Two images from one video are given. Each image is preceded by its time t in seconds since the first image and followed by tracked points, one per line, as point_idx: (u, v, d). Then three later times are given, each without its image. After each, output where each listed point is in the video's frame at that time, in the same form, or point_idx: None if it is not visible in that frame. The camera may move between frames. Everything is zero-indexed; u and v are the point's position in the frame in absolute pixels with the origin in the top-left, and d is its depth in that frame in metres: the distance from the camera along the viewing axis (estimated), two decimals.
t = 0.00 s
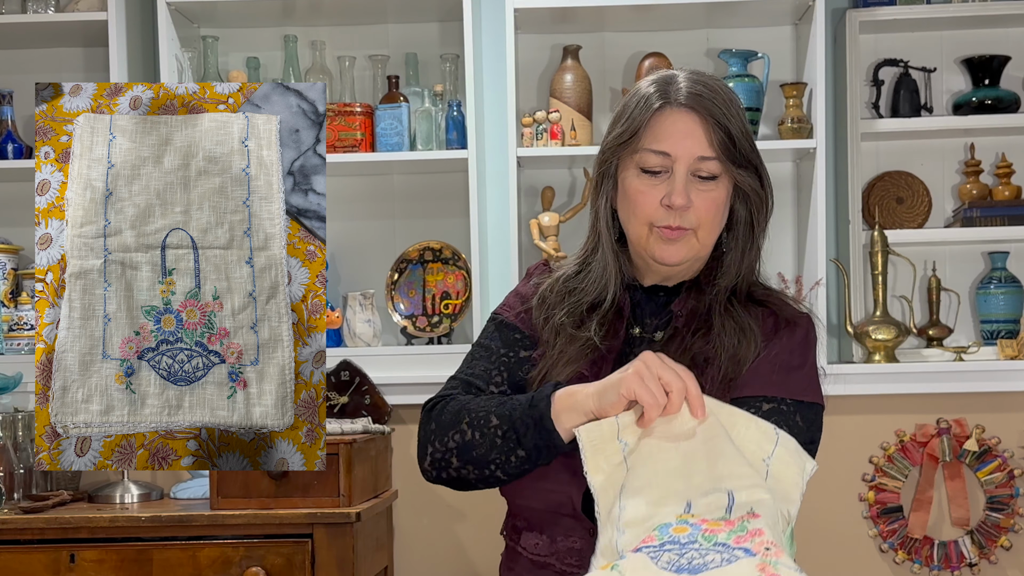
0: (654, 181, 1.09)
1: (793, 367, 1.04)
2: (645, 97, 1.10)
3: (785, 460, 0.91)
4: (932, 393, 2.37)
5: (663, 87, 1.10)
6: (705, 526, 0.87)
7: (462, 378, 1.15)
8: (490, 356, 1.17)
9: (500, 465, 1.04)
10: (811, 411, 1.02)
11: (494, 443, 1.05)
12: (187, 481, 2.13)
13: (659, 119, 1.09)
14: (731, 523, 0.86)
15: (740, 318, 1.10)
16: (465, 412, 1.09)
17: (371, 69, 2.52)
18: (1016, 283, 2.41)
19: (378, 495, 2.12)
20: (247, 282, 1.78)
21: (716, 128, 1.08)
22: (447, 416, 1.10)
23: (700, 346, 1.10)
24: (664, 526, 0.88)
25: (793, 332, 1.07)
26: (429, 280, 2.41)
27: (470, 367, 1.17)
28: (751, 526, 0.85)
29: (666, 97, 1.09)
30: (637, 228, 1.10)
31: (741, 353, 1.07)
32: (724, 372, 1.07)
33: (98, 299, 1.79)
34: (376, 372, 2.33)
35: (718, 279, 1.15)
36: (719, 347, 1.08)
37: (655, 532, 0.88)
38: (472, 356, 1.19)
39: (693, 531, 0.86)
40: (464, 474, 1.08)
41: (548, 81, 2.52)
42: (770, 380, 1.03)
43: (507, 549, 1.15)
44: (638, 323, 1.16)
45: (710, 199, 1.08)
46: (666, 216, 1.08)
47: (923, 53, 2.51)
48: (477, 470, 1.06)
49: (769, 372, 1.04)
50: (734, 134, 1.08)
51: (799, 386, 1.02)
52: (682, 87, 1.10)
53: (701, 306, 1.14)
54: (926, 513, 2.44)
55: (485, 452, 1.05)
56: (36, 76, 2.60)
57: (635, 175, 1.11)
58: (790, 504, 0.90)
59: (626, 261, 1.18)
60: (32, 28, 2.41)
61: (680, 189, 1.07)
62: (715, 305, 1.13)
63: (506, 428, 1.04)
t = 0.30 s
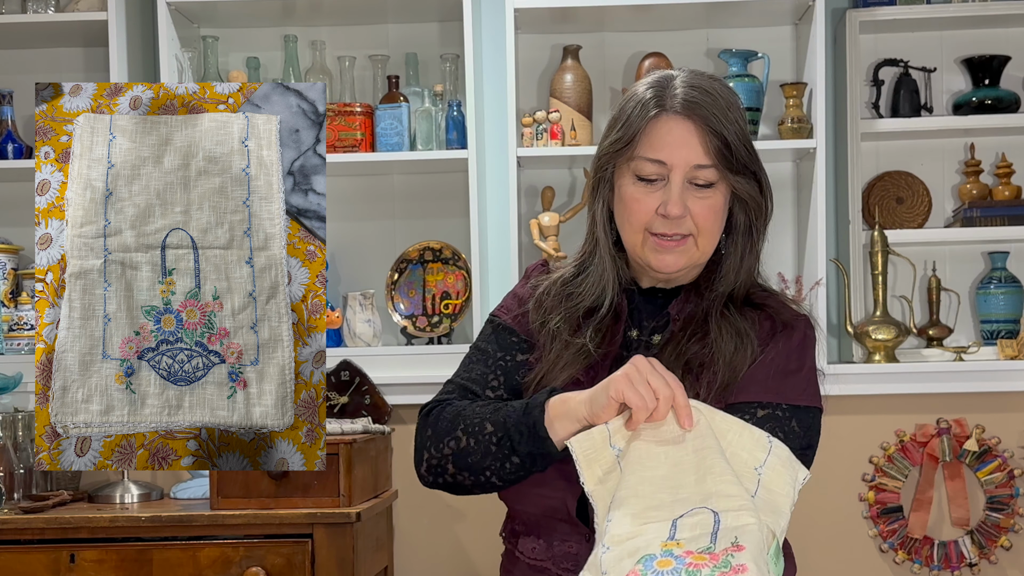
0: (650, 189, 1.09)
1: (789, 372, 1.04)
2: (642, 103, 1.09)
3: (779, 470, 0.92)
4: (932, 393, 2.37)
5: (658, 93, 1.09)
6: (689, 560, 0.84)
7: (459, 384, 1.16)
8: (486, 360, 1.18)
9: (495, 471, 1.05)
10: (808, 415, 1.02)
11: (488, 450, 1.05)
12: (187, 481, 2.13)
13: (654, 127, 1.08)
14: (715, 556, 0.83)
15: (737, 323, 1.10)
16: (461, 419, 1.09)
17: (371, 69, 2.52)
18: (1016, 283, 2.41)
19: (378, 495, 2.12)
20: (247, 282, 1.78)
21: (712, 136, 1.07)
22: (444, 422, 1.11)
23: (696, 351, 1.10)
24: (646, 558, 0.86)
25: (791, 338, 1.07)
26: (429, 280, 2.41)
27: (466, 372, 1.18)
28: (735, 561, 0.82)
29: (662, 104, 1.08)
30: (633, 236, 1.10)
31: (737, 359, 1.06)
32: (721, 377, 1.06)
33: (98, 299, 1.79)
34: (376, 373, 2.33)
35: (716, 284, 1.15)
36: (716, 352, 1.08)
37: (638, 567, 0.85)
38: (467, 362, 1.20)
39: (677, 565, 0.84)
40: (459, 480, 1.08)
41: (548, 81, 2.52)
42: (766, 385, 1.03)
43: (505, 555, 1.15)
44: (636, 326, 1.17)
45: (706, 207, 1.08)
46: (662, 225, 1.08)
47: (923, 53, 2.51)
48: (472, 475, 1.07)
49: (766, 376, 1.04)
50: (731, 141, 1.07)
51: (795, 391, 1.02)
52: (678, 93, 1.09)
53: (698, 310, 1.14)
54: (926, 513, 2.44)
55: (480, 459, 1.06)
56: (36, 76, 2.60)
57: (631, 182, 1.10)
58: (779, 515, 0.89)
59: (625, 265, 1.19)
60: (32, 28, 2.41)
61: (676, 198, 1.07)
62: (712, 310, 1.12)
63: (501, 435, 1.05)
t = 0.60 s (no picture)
0: (647, 195, 1.09)
1: (785, 373, 1.04)
2: (638, 109, 1.09)
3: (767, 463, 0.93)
4: (932, 393, 2.37)
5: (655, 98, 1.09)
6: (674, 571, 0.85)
7: (456, 387, 1.17)
8: (483, 364, 1.19)
9: (490, 473, 1.04)
10: (804, 416, 1.02)
11: (482, 452, 1.05)
12: (187, 481, 2.13)
13: (651, 133, 1.08)
14: (699, 566, 0.85)
15: (733, 324, 1.10)
16: (456, 422, 1.09)
17: (371, 69, 2.52)
18: (1016, 283, 2.41)
19: (378, 495, 2.12)
20: (247, 282, 1.78)
21: (708, 142, 1.07)
22: (440, 426, 1.11)
23: (691, 353, 1.11)
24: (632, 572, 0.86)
25: (787, 340, 1.07)
26: (429, 280, 2.41)
27: (463, 375, 1.18)
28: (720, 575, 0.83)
29: (658, 110, 1.08)
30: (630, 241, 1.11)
31: (734, 361, 1.06)
32: (717, 379, 1.06)
33: (99, 296, 1.79)
34: (375, 373, 2.33)
35: (713, 286, 1.15)
36: (711, 354, 1.08)
37: None
38: (464, 367, 1.20)
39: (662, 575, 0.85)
40: (456, 483, 1.08)
41: (548, 81, 2.52)
42: (761, 387, 1.03)
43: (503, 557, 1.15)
44: (633, 328, 1.17)
45: (703, 213, 1.08)
46: (659, 231, 1.08)
47: (923, 53, 2.51)
48: (468, 478, 1.07)
49: (761, 378, 1.04)
50: (727, 147, 1.07)
51: (791, 392, 1.02)
52: (675, 98, 1.08)
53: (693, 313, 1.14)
54: (926, 513, 2.44)
55: (475, 461, 1.05)
56: (36, 76, 2.60)
57: (627, 187, 1.11)
58: (768, 514, 0.91)
59: (622, 269, 1.19)
60: (32, 28, 2.41)
61: (672, 204, 1.07)
62: (707, 312, 1.13)
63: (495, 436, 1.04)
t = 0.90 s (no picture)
0: (648, 196, 1.09)
1: (786, 375, 1.03)
2: (641, 110, 1.09)
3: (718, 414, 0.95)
4: (932, 392, 2.37)
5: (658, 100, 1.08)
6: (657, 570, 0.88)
7: (446, 392, 1.17)
8: (474, 366, 1.19)
9: (473, 464, 1.05)
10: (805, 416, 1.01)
11: (461, 444, 1.05)
12: (187, 481, 2.13)
13: (653, 134, 1.08)
14: (678, 558, 0.88)
15: (732, 323, 1.10)
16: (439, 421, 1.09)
17: (371, 69, 2.52)
18: (1016, 283, 2.41)
19: (378, 495, 2.12)
20: (247, 283, 1.77)
21: (710, 145, 1.07)
22: (424, 428, 1.11)
23: (690, 353, 1.10)
24: None
25: (786, 341, 1.06)
26: (429, 280, 2.41)
27: (453, 380, 1.19)
28: (696, 562, 0.86)
29: (661, 111, 1.08)
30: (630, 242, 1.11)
31: (734, 361, 1.06)
32: (718, 381, 1.06)
33: (99, 296, 1.79)
34: (375, 373, 2.33)
35: (712, 286, 1.15)
36: (711, 356, 1.07)
37: None
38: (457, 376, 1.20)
39: None
40: (448, 481, 1.08)
41: (548, 81, 2.52)
42: (760, 388, 1.03)
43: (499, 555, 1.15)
44: (631, 329, 1.17)
45: (703, 214, 1.08)
46: (659, 232, 1.08)
47: (923, 52, 2.51)
48: (456, 474, 1.07)
49: (762, 379, 1.03)
50: (729, 150, 1.07)
51: (792, 393, 1.02)
52: (677, 99, 1.08)
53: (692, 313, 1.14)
54: (926, 513, 2.44)
55: (458, 454, 1.05)
56: (35, 76, 2.60)
57: (629, 188, 1.10)
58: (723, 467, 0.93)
59: (621, 270, 1.19)
60: (32, 28, 2.41)
61: (673, 206, 1.07)
62: (706, 313, 1.12)
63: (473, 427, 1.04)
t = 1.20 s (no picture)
0: (637, 202, 1.10)
1: (800, 380, 1.05)
2: (631, 117, 1.08)
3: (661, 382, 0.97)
4: (931, 392, 2.37)
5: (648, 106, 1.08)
6: None
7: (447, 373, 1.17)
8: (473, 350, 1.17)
9: (457, 437, 1.06)
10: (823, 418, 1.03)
11: (444, 418, 1.07)
12: (187, 480, 2.13)
13: (643, 141, 1.08)
14: None
15: (736, 325, 1.10)
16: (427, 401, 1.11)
17: (371, 69, 2.52)
18: (1016, 283, 2.41)
19: (378, 495, 2.12)
20: (246, 283, 1.78)
21: (700, 153, 1.06)
22: (414, 407, 1.13)
23: (697, 357, 1.10)
24: None
25: (793, 345, 1.08)
26: (429, 280, 2.41)
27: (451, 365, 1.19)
28: None
29: (651, 118, 1.07)
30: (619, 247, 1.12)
31: (743, 366, 1.06)
32: (728, 385, 1.06)
33: (99, 296, 1.79)
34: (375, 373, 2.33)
35: (711, 291, 1.15)
36: (720, 361, 1.07)
37: None
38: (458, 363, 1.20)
39: None
40: (435, 458, 1.09)
41: (548, 80, 2.52)
42: (776, 395, 1.04)
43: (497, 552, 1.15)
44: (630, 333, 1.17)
45: (692, 221, 1.09)
46: (648, 238, 1.09)
47: (923, 52, 2.51)
48: (442, 449, 1.08)
49: (778, 386, 1.04)
50: (719, 159, 1.07)
51: (808, 397, 1.03)
52: (667, 106, 1.08)
53: (694, 316, 1.14)
54: (926, 513, 2.44)
55: (442, 428, 1.07)
56: (35, 76, 2.60)
57: (619, 193, 1.11)
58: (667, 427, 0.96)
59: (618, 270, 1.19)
60: (32, 28, 2.41)
61: (662, 212, 1.07)
62: (708, 316, 1.12)
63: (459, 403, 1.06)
